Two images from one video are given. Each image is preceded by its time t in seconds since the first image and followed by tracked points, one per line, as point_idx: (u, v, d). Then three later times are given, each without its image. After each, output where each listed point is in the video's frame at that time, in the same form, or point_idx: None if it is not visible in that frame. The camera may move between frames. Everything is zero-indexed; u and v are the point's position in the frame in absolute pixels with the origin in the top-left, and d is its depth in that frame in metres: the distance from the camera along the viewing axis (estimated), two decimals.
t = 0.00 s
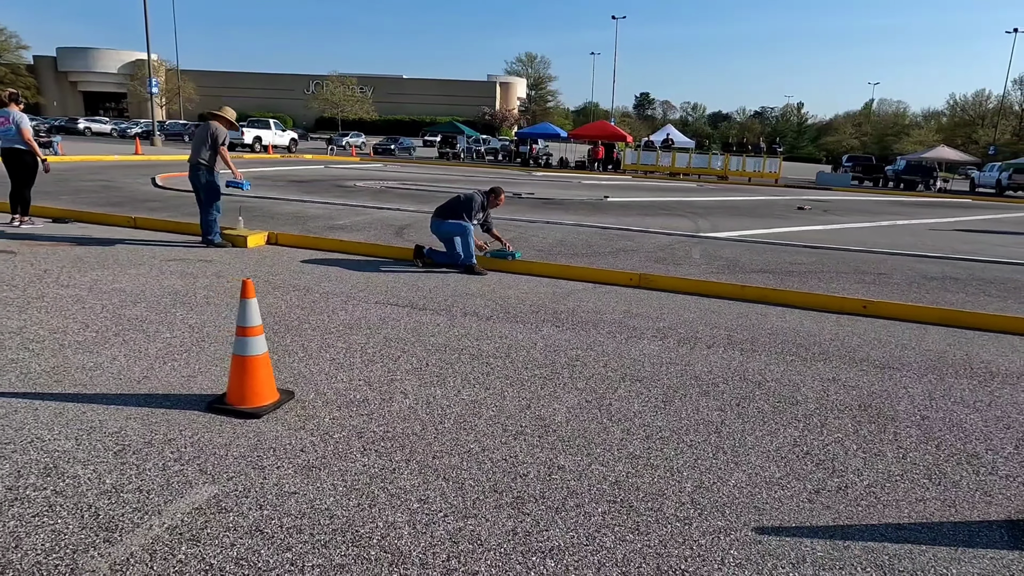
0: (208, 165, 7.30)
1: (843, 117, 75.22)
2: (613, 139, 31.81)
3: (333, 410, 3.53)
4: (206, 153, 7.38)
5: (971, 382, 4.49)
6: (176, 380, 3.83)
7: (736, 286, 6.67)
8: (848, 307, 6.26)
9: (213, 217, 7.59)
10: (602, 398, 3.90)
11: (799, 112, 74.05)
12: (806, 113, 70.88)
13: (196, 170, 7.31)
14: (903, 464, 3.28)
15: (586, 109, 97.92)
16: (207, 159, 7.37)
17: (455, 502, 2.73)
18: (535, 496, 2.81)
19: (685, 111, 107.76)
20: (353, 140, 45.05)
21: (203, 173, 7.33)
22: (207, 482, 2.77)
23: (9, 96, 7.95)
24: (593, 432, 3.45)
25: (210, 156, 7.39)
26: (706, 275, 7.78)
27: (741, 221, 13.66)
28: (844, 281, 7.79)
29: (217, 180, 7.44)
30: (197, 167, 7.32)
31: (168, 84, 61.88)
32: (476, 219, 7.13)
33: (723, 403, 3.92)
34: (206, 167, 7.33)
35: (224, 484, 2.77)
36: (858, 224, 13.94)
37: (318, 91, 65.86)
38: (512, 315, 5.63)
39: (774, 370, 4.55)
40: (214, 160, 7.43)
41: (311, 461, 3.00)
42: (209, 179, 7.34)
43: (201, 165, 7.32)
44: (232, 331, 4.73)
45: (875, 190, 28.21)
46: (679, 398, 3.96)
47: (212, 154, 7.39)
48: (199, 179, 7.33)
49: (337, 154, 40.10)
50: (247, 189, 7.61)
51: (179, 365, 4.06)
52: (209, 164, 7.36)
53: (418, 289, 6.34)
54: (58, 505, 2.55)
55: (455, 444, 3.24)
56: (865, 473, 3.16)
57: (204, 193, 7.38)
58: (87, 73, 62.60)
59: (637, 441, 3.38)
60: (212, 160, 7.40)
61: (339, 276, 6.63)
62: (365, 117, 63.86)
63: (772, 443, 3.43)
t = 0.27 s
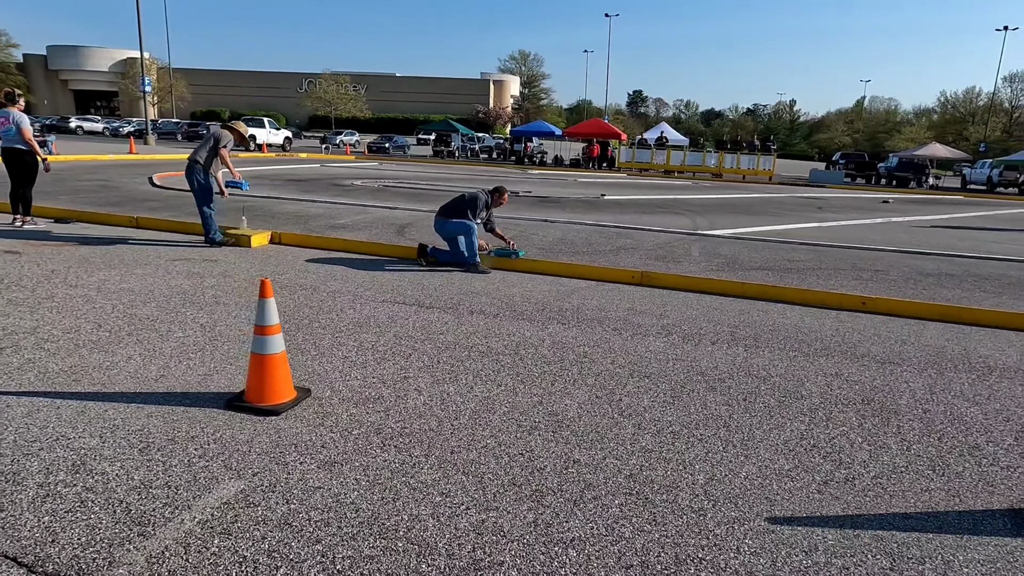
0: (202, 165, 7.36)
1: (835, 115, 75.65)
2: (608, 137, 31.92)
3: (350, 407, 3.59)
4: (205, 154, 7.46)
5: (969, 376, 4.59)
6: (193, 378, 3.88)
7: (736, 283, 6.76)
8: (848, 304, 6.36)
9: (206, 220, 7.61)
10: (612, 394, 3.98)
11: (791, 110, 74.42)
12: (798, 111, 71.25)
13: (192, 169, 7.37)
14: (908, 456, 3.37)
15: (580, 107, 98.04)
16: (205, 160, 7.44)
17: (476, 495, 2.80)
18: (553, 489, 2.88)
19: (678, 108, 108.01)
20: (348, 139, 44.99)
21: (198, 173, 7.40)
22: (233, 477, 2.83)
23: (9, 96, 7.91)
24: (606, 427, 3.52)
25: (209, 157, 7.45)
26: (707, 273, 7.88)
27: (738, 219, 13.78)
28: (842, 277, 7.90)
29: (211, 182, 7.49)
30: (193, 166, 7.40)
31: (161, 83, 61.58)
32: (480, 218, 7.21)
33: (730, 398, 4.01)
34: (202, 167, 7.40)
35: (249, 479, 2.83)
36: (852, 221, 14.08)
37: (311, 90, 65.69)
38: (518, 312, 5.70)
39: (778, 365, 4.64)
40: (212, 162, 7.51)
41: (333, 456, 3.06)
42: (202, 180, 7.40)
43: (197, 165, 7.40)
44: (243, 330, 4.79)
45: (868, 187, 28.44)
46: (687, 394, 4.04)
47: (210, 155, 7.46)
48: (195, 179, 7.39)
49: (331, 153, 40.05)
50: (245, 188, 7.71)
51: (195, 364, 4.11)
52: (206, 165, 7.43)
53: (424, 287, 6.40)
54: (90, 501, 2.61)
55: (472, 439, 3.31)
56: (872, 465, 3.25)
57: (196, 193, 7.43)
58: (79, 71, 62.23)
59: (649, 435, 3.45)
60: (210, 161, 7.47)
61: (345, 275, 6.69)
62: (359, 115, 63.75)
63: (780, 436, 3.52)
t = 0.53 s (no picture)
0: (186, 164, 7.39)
1: (821, 111, 76.23)
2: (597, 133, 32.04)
3: (354, 402, 3.65)
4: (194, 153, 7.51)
5: (955, 367, 4.72)
6: (196, 376, 3.93)
7: (728, 278, 6.87)
8: (837, 298, 6.48)
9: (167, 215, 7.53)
10: (609, 388, 4.06)
11: (778, 106, 74.90)
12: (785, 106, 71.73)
13: (179, 166, 7.43)
14: (897, 444, 3.48)
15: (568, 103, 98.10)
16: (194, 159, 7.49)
17: (481, 487, 2.87)
18: (556, 479, 2.96)
19: (665, 104, 108.37)
20: (336, 136, 44.80)
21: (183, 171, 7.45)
22: (242, 472, 2.88)
23: None
24: (605, 420, 3.61)
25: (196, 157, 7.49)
26: (698, 268, 7.98)
27: (727, 214, 13.93)
28: (831, 272, 8.04)
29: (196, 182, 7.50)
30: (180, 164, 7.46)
31: (145, 79, 60.95)
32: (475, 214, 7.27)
33: (725, 390, 4.11)
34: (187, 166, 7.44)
35: (258, 473, 2.88)
36: (839, 216, 14.27)
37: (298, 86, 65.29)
38: (514, 308, 5.77)
39: (771, 358, 4.75)
40: (202, 163, 7.55)
41: (339, 450, 3.12)
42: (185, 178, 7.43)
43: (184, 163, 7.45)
44: (243, 327, 4.83)
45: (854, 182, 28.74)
46: (682, 387, 4.13)
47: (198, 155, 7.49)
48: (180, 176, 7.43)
49: (320, 149, 39.89)
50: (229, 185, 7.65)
51: (197, 361, 4.15)
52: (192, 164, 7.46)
53: (420, 284, 6.45)
54: (103, 496, 2.65)
55: (475, 433, 3.38)
56: (863, 454, 3.35)
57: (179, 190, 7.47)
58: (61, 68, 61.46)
59: (647, 427, 3.54)
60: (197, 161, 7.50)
61: (341, 272, 6.72)
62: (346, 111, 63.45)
63: (774, 427, 3.62)
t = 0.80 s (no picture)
0: (173, 164, 7.44)
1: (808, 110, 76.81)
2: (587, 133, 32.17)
3: (351, 397, 3.72)
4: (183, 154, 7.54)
5: (938, 359, 4.85)
6: (195, 372, 3.98)
7: (717, 275, 6.97)
8: (823, 294, 6.61)
9: (145, 202, 7.25)
10: (602, 381, 4.15)
11: (766, 105, 75.41)
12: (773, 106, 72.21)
13: (167, 166, 7.48)
14: (881, 433, 3.59)
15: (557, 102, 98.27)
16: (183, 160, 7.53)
17: (478, 476, 2.94)
18: (551, 469, 3.04)
19: (654, 104, 108.79)
20: (325, 136, 44.69)
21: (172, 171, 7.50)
22: (244, 464, 2.94)
23: None
24: (598, 412, 3.69)
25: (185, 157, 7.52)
26: (687, 265, 8.09)
27: (716, 213, 14.07)
28: (818, 268, 8.17)
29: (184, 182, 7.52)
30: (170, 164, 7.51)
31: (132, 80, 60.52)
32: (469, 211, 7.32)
33: (714, 383, 4.20)
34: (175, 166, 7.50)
35: (260, 465, 2.94)
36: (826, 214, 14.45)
37: (287, 86, 65.05)
38: (507, 305, 5.85)
39: (759, 352, 4.85)
40: (191, 162, 7.56)
41: (339, 443, 3.19)
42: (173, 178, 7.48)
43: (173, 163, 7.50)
44: (239, 325, 4.87)
45: (841, 181, 29.02)
46: (673, 380, 4.22)
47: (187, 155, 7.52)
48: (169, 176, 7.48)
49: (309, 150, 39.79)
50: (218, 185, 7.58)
51: (195, 358, 4.20)
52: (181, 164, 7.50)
53: (413, 282, 6.52)
54: (108, 488, 2.71)
55: (471, 425, 3.46)
56: (849, 443, 3.46)
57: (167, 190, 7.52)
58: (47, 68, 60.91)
59: (639, 419, 3.63)
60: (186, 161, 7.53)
61: (335, 271, 6.77)
62: (336, 112, 63.29)
63: (762, 417, 3.72)
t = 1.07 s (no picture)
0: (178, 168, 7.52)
1: (810, 113, 76.89)
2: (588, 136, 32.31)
3: (351, 392, 3.82)
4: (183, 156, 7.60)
5: (927, 357, 4.94)
6: (199, 368, 4.09)
7: (712, 275, 7.08)
8: (817, 294, 6.70)
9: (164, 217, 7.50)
10: (596, 378, 4.25)
11: (768, 108, 75.51)
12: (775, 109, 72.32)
13: (171, 171, 7.56)
14: (866, 427, 3.68)
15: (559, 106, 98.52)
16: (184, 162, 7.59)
17: (473, 466, 3.05)
18: (544, 460, 3.14)
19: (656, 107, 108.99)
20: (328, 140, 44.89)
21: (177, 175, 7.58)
22: (247, 455, 3.05)
23: None
24: (591, 406, 3.79)
25: (186, 159, 7.58)
26: (684, 267, 8.19)
27: (715, 215, 14.17)
28: (814, 269, 8.26)
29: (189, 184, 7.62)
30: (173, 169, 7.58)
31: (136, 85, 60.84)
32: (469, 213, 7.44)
33: (706, 379, 4.30)
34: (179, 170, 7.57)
35: (263, 456, 3.05)
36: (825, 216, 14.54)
37: (290, 90, 65.33)
38: (505, 305, 5.95)
39: (751, 350, 4.95)
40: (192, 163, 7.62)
41: (339, 435, 3.30)
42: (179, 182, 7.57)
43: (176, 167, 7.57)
44: (242, 324, 4.99)
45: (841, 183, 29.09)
46: (666, 376, 4.32)
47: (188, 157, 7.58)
48: (174, 181, 7.57)
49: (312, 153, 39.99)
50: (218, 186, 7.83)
51: (199, 355, 4.31)
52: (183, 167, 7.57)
53: (413, 283, 6.63)
54: (116, 476, 2.82)
55: (467, 418, 3.56)
56: (834, 435, 3.55)
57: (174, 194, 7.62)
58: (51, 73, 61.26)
59: (630, 413, 3.73)
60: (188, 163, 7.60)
61: (336, 272, 6.89)
62: (338, 116, 63.54)
63: (751, 412, 3.81)
